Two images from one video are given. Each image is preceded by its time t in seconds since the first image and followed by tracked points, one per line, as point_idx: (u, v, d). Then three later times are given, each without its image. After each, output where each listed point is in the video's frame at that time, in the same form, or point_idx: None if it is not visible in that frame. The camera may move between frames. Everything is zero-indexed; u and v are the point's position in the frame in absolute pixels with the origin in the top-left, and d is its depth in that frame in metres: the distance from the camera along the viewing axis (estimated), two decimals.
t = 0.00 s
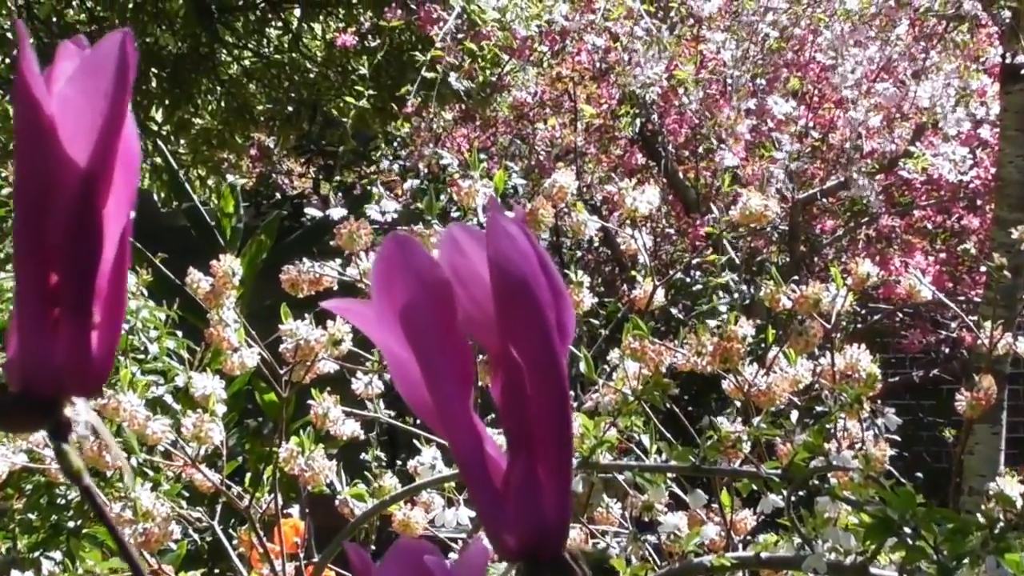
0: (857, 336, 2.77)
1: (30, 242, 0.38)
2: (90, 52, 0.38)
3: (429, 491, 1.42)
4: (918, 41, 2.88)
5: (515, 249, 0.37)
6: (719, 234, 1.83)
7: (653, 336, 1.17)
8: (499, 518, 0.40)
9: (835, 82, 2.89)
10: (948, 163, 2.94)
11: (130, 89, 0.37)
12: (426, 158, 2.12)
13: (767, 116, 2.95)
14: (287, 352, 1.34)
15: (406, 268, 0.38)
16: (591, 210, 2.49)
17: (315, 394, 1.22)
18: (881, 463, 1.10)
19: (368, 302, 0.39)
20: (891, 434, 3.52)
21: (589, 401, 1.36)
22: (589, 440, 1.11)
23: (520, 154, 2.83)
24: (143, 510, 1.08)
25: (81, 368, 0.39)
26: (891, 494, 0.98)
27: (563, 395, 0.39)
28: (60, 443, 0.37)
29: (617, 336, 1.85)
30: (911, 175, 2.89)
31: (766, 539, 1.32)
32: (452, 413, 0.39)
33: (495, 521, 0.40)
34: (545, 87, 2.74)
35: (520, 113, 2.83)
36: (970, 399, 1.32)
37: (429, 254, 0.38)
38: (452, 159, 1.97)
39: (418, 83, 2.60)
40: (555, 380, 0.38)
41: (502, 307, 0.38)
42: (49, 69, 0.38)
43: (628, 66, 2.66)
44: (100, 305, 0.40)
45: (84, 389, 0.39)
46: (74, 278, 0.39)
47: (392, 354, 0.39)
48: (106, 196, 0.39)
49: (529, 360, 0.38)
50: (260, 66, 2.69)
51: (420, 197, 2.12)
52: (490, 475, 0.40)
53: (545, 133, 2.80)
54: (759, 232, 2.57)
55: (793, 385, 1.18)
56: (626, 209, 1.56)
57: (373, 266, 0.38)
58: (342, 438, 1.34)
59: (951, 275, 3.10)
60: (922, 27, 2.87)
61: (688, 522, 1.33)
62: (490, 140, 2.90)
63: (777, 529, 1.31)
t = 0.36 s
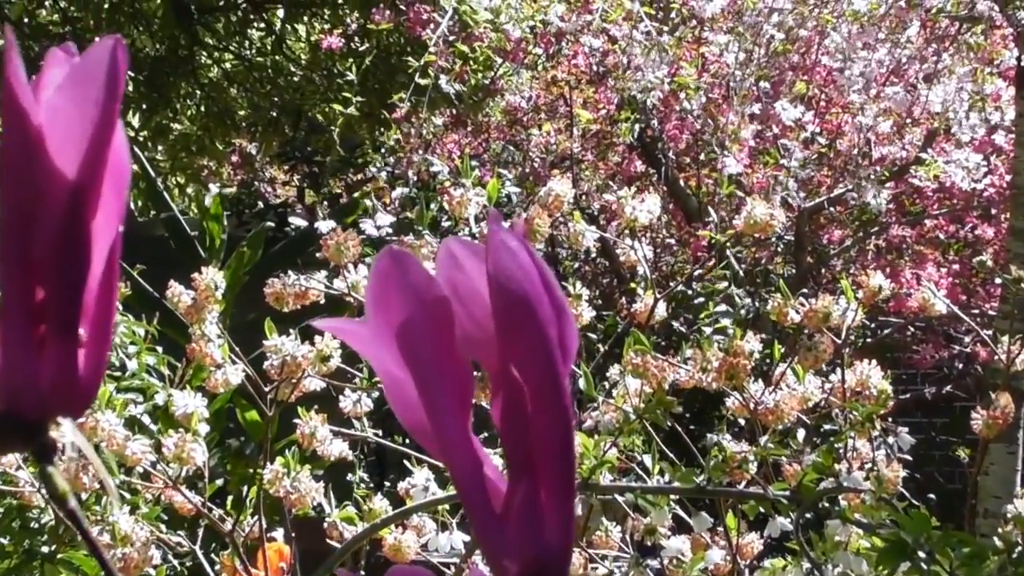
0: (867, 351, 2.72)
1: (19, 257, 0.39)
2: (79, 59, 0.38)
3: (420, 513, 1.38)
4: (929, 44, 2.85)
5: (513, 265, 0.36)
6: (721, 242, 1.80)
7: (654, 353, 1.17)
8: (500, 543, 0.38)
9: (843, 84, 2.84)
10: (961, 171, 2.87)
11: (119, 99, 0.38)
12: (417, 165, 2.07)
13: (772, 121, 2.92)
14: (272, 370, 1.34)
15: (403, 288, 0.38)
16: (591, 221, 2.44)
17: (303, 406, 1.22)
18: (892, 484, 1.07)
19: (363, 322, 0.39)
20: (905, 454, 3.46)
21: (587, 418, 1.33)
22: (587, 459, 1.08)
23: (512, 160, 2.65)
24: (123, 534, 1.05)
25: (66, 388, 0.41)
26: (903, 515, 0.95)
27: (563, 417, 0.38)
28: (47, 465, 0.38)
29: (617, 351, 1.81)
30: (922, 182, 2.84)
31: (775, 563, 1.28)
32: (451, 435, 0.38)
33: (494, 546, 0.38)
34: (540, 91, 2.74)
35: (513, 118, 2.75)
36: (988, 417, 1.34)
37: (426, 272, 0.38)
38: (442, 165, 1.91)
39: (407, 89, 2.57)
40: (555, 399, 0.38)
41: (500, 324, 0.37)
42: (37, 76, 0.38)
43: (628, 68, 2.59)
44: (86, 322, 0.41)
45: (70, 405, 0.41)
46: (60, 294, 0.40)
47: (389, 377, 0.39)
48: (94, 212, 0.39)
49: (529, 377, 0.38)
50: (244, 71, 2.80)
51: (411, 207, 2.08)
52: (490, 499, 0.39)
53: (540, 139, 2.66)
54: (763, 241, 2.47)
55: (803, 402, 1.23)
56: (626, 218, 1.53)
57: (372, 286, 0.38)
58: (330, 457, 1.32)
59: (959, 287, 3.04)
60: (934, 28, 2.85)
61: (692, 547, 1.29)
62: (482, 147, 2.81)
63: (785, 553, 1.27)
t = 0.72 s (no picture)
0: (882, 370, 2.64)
1: None
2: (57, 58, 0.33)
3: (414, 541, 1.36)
4: (949, 44, 2.77)
5: (517, 279, 0.34)
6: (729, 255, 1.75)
7: (660, 371, 1.18)
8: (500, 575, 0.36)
9: (860, 88, 2.68)
10: (985, 178, 2.56)
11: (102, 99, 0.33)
12: (411, 174, 2.03)
13: (783, 126, 2.73)
14: (257, 388, 1.34)
15: (398, 302, 0.34)
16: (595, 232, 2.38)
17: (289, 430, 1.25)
18: (912, 510, 1.06)
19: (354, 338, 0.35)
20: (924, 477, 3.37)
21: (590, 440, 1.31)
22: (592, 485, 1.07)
23: (510, 166, 2.54)
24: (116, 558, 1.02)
25: (45, 409, 0.35)
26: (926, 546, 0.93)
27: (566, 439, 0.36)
28: (19, 488, 0.33)
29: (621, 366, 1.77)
30: (942, 192, 2.65)
31: None
32: (446, 457, 0.35)
33: None
34: (537, 93, 2.62)
35: (511, 123, 2.65)
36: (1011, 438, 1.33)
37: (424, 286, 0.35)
38: (435, 171, 1.82)
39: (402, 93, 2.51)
40: (559, 422, 0.35)
41: (500, 341, 0.35)
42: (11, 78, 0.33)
43: (631, 70, 2.49)
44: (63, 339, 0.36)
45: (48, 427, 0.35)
46: (32, 311, 0.35)
47: (380, 396, 0.36)
48: (72, 222, 0.34)
49: (530, 396, 0.35)
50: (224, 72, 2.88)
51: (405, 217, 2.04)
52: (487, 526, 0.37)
53: (538, 143, 2.59)
54: (775, 252, 2.45)
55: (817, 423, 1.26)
56: (631, 230, 1.50)
57: (363, 299, 0.35)
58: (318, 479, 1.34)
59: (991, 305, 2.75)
60: (954, 29, 2.80)
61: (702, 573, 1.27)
62: (478, 153, 2.68)
63: None
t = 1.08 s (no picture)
0: (934, 385, 2.51)
1: None
2: (52, 61, 0.32)
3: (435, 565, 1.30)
4: (1004, 37, 2.66)
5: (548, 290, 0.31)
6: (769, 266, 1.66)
7: (696, 387, 1.20)
8: None
9: (905, 84, 2.62)
10: None
11: (102, 101, 0.31)
12: (428, 177, 1.97)
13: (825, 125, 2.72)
14: (268, 403, 1.31)
15: (418, 313, 0.32)
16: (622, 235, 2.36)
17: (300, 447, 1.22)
18: (965, 532, 1.06)
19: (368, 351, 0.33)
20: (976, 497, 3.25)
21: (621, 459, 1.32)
22: (625, 505, 1.09)
23: (534, 168, 2.53)
24: None
25: (44, 427, 0.33)
26: None
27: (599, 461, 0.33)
28: (19, 511, 0.31)
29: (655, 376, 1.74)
30: (995, 194, 2.42)
31: None
32: (472, 480, 0.33)
33: None
34: (564, 91, 2.67)
35: (535, 122, 2.68)
36: None
37: (446, 296, 0.32)
38: (453, 173, 1.75)
39: (418, 92, 2.45)
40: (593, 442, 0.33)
41: (527, 353, 0.32)
42: (5, 79, 0.32)
43: (662, 65, 2.42)
44: (66, 355, 0.34)
45: (45, 448, 0.33)
46: (32, 326, 0.33)
47: (398, 413, 0.33)
48: (73, 230, 0.33)
49: (560, 415, 0.33)
50: (231, 67, 2.88)
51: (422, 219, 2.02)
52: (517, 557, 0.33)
53: (563, 144, 2.60)
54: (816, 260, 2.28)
55: (863, 440, 1.26)
56: (664, 235, 1.45)
57: (380, 311, 0.32)
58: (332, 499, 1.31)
59: None
60: (1009, 19, 2.69)
61: None
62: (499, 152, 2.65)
63: None
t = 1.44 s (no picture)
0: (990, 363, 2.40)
1: None
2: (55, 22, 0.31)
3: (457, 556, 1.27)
4: None
5: (581, 265, 0.30)
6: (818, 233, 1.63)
7: (736, 364, 1.20)
8: None
9: (961, 42, 2.41)
10: None
11: (109, 64, 0.30)
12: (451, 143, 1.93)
13: (877, 84, 2.52)
14: (280, 382, 1.27)
15: (446, 288, 0.31)
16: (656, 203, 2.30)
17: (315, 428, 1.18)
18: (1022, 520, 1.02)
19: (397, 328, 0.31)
20: None
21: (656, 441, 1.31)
22: (660, 491, 1.07)
23: (565, 132, 2.43)
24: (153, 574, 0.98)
25: (48, 404, 0.32)
26: None
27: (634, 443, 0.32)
28: (22, 492, 0.31)
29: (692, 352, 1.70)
30: None
31: None
32: (499, 463, 0.32)
33: None
34: (597, 49, 2.54)
35: (567, 81, 2.55)
36: None
37: (476, 271, 0.31)
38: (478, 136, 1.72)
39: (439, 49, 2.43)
40: (627, 423, 0.32)
41: (560, 332, 0.31)
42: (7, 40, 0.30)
43: (703, 22, 2.36)
44: (70, 329, 0.33)
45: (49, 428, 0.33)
46: (36, 299, 0.32)
47: (426, 393, 0.32)
48: (80, 196, 0.31)
49: (594, 394, 0.32)
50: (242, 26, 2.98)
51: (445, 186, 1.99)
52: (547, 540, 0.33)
53: (596, 105, 2.46)
54: (867, 229, 2.15)
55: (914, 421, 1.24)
56: (704, 202, 1.43)
57: (407, 287, 0.31)
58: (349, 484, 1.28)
59: None
60: None
61: None
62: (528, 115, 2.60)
63: None
